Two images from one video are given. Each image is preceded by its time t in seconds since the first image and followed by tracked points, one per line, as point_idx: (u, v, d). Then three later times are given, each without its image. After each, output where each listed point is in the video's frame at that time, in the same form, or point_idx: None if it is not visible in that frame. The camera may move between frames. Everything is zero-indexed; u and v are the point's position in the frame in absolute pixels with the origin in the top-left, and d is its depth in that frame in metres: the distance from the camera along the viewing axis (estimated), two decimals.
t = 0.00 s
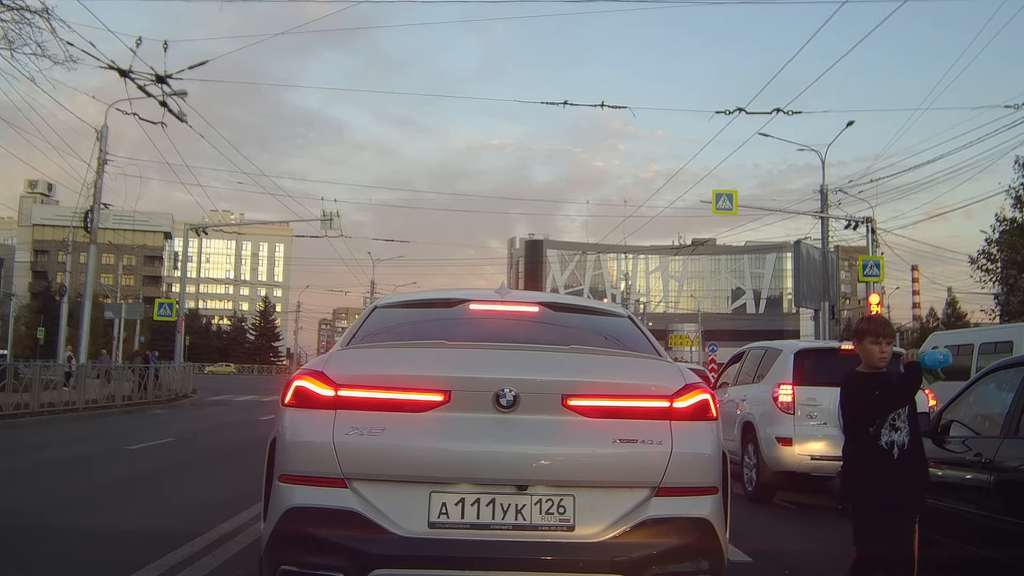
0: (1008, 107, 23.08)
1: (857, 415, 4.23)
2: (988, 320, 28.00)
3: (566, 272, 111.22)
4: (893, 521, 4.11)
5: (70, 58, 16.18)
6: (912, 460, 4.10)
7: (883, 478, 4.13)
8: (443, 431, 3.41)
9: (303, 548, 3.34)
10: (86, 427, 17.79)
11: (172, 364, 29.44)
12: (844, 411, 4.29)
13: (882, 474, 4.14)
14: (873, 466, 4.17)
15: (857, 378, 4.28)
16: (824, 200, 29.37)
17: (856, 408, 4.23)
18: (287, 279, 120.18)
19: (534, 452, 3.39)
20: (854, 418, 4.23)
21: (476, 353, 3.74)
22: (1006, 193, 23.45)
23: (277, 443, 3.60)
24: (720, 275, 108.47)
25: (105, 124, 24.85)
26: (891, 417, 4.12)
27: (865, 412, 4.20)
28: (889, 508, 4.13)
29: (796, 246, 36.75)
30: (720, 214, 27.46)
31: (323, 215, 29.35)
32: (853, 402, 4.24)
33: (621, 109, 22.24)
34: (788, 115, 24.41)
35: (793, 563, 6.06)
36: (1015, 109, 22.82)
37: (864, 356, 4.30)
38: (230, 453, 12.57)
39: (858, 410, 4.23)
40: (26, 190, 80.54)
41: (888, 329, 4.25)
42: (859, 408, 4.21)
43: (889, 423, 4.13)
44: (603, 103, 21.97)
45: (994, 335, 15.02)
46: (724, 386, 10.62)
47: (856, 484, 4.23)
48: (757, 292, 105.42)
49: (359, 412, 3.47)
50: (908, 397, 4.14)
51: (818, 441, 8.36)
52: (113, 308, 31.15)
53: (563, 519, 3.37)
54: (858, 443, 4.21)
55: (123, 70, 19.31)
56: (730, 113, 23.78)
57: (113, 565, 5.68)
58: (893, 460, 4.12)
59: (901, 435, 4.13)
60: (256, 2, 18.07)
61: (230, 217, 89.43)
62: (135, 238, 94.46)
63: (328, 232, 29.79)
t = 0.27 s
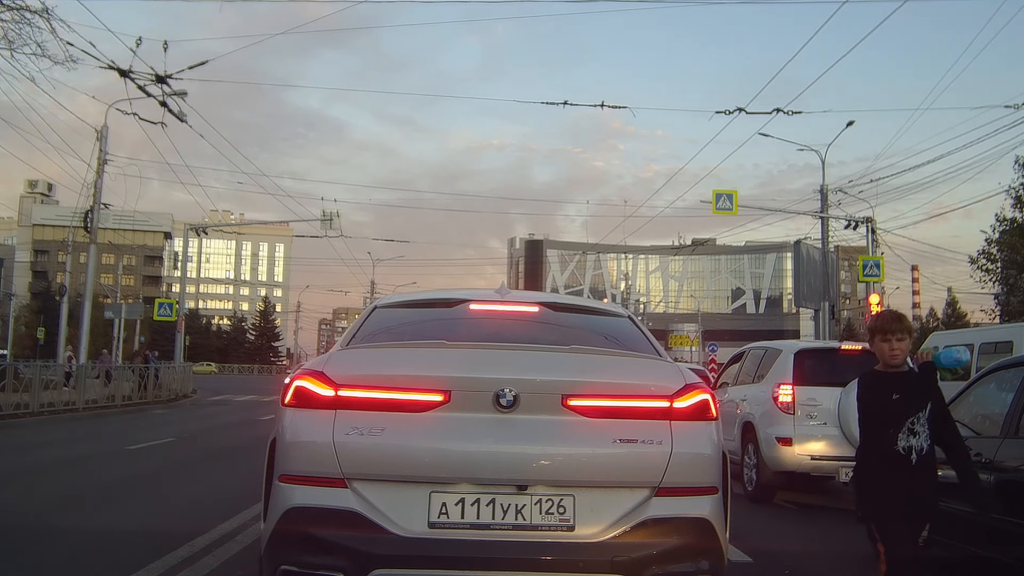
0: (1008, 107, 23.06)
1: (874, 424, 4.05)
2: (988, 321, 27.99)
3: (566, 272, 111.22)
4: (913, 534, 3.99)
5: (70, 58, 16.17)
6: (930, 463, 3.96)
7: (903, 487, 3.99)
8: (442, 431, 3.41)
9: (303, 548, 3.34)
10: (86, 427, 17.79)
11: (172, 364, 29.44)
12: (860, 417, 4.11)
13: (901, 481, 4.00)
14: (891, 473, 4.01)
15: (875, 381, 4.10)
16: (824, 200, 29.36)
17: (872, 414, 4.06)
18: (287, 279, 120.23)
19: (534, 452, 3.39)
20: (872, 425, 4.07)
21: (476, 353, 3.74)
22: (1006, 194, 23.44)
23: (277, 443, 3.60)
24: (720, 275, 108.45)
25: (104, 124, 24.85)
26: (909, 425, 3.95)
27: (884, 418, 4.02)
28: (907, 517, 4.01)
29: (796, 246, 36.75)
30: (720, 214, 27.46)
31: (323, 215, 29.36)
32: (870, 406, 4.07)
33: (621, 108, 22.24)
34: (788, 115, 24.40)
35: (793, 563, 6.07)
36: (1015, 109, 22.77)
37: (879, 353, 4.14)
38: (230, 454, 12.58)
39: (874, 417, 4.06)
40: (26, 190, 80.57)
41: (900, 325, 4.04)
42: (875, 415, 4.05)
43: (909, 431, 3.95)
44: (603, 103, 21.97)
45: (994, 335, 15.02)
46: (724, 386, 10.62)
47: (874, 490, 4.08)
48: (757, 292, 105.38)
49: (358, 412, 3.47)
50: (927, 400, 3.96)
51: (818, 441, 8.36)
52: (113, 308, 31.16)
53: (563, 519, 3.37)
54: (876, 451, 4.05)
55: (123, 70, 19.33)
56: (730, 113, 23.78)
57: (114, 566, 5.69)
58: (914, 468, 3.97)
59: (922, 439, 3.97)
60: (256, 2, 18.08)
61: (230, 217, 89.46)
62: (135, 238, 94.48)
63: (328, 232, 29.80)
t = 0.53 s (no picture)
0: (1008, 107, 23.05)
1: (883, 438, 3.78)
2: (988, 321, 27.98)
3: (566, 272, 111.21)
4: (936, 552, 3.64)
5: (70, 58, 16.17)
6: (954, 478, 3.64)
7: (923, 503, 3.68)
8: (442, 430, 3.41)
9: (303, 548, 3.34)
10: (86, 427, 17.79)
11: (172, 364, 29.47)
12: (868, 434, 3.85)
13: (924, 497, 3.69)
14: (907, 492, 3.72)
15: (885, 391, 3.83)
16: (824, 200, 29.36)
17: (880, 428, 3.80)
18: (287, 279, 120.25)
19: (534, 452, 3.38)
20: (882, 440, 3.78)
21: (476, 353, 3.74)
22: (1006, 193, 23.43)
23: (277, 443, 3.60)
24: (720, 275, 108.43)
25: (104, 124, 24.86)
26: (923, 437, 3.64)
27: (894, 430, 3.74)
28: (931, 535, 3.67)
29: (796, 246, 36.74)
30: (720, 214, 27.46)
31: (323, 215, 29.37)
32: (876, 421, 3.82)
33: (621, 109, 22.24)
34: (788, 116, 24.40)
35: (792, 563, 6.06)
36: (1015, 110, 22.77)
37: (895, 359, 3.88)
38: (230, 453, 12.58)
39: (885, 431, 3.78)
40: (27, 190, 80.59)
41: (918, 324, 3.85)
42: (885, 429, 3.77)
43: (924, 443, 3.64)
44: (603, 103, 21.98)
45: (994, 335, 15.02)
46: (724, 386, 10.62)
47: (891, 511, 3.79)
48: (757, 292, 105.37)
49: (358, 412, 3.47)
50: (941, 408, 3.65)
51: (818, 441, 8.36)
52: (113, 308, 31.17)
53: (563, 519, 3.37)
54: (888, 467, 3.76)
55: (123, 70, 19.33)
56: (730, 113, 23.77)
57: (114, 565, 5.69)
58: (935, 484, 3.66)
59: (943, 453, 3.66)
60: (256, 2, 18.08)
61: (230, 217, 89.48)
62: (135, 238, 94.50)
63: (328, 232, 29.81)
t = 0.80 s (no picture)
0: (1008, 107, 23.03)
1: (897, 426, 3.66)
2: (989, 321, 27.98)
3: (566, 272, 111.23)
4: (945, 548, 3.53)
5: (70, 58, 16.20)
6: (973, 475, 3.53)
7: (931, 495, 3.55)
8: (442, 430, 3.41)
9: (303, 548, 3.34)
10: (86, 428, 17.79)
11: (172, 364, 29.48)
12: (888, 425, 3.68)
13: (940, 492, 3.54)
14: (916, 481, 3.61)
15: (906, 378, 3.69)
16: (824, 200, 29.35)
17: (895, 413, 3.66)
18: (287, 279, 120.29)
19: (534, 452, 3.39)
20: (900, 432, 3.64)
21: (476, 353, 3.74)
22: (1006, 193, 23.42)
23: (277, 443, 3.60)
24: (720, 275, 108.42)
25: (105, 124, 24.87)
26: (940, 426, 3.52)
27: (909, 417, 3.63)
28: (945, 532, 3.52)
29: (796, 246, 36.75)
30: (720, 214, 27.46)
31: (323, 215, 29.39)
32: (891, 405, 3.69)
33: (621, 108, 22.16)
34: (788, 116, 24.38)
35: (792, 563, 6.06)
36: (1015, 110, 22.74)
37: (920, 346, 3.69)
38: (230, 453, 12.57)
39: (902, 419, 3.65)
40: (27, 190, 80.64)
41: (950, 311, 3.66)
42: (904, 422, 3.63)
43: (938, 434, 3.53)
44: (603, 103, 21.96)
45: (994, 335, 15.02)
46: (724, 386, 10.62)
47: (895, 498, 3.68)
48: (757, 292, 105.36)
49: (358, 412, 3.47)
50: (963, 400, 3.53)
51: (818, 441, 8.36)
52: (114, 308, 31.18)
53: (563, 519, 3.37)
54: (901, 455, 3.64)
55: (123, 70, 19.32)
56: (730, 113, 23.76)
57: (114, 565, 5.69)
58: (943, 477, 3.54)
59: (961, 447, 3.53)
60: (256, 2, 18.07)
61: (230, 217, 89.54)
62: (135, 238, 94.53)
63: (328, 232, 29.82)
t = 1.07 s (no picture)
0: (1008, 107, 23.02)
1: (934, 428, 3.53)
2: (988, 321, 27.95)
3: (566, 272, 111.20)
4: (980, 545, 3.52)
5: (70, 58, 16.17)
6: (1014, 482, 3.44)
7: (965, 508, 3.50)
8: (442, 430, 3.41)
9: (303, 548, 3.34)
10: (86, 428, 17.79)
11: (172, 364, 29.47)
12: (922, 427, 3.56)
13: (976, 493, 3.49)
14: (950, 490, 3.52)
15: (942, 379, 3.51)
16: (824, 200, 29.35)
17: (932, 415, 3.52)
18: (287, 279, 120.33)
19: (534, 453, 3.38)
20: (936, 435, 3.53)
21: (476, 353, 3.74)
22: (1007, 193, 23.41)
23: (277, 443, 3.60)
24: (720, 275, 108.41)
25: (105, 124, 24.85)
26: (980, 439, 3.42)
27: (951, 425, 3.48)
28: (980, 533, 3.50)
29: (796, 246, 36.76)
30: (720, 214, 27.46)
31: (323, 215, 29.38)
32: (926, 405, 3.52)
33: (623, 109, 21.88)
34: (788, 115, 24.36)
35: (792, 563, 6.06)
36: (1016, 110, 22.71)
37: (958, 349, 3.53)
38: (230, 454, 12.56)
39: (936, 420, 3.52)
40: (27, 190, 80.67)
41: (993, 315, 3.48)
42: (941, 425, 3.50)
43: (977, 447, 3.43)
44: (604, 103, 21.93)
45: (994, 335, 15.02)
46: (724, 386, 10.62)
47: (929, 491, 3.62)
48: (757, 292, 105.36)
49: (359, 412, 3.47)
50: (1003, 410, 3.42)
51: (818, 441, 8.35)
52: (114, 308, 31.17)
53: (563, 519, 3.37)
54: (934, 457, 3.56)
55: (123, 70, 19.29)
56: (730, 113, 23.73)
57: (114, 565, 5.68)
58: (977, 487, 3.47)
59: (1003, 460, 3.43)
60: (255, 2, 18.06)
61: (230, 217, 89.58)
62: (135, 238, 94.55)
63: (328, 232, 29.81)
